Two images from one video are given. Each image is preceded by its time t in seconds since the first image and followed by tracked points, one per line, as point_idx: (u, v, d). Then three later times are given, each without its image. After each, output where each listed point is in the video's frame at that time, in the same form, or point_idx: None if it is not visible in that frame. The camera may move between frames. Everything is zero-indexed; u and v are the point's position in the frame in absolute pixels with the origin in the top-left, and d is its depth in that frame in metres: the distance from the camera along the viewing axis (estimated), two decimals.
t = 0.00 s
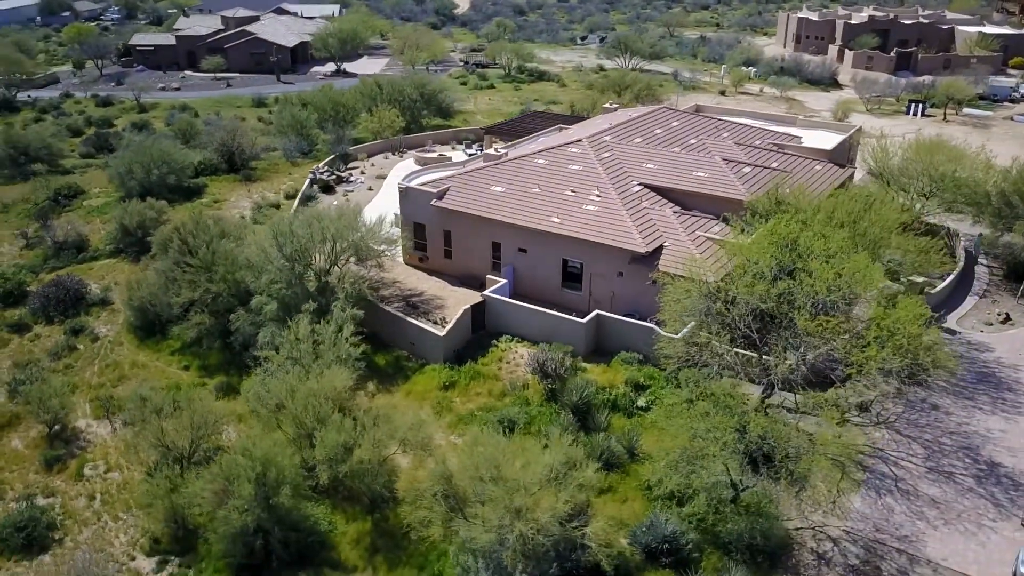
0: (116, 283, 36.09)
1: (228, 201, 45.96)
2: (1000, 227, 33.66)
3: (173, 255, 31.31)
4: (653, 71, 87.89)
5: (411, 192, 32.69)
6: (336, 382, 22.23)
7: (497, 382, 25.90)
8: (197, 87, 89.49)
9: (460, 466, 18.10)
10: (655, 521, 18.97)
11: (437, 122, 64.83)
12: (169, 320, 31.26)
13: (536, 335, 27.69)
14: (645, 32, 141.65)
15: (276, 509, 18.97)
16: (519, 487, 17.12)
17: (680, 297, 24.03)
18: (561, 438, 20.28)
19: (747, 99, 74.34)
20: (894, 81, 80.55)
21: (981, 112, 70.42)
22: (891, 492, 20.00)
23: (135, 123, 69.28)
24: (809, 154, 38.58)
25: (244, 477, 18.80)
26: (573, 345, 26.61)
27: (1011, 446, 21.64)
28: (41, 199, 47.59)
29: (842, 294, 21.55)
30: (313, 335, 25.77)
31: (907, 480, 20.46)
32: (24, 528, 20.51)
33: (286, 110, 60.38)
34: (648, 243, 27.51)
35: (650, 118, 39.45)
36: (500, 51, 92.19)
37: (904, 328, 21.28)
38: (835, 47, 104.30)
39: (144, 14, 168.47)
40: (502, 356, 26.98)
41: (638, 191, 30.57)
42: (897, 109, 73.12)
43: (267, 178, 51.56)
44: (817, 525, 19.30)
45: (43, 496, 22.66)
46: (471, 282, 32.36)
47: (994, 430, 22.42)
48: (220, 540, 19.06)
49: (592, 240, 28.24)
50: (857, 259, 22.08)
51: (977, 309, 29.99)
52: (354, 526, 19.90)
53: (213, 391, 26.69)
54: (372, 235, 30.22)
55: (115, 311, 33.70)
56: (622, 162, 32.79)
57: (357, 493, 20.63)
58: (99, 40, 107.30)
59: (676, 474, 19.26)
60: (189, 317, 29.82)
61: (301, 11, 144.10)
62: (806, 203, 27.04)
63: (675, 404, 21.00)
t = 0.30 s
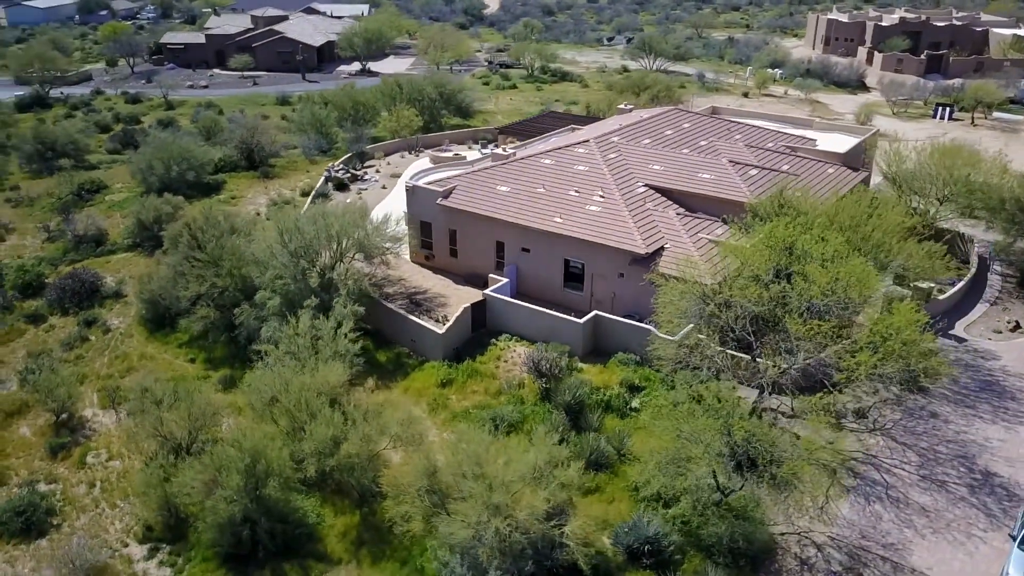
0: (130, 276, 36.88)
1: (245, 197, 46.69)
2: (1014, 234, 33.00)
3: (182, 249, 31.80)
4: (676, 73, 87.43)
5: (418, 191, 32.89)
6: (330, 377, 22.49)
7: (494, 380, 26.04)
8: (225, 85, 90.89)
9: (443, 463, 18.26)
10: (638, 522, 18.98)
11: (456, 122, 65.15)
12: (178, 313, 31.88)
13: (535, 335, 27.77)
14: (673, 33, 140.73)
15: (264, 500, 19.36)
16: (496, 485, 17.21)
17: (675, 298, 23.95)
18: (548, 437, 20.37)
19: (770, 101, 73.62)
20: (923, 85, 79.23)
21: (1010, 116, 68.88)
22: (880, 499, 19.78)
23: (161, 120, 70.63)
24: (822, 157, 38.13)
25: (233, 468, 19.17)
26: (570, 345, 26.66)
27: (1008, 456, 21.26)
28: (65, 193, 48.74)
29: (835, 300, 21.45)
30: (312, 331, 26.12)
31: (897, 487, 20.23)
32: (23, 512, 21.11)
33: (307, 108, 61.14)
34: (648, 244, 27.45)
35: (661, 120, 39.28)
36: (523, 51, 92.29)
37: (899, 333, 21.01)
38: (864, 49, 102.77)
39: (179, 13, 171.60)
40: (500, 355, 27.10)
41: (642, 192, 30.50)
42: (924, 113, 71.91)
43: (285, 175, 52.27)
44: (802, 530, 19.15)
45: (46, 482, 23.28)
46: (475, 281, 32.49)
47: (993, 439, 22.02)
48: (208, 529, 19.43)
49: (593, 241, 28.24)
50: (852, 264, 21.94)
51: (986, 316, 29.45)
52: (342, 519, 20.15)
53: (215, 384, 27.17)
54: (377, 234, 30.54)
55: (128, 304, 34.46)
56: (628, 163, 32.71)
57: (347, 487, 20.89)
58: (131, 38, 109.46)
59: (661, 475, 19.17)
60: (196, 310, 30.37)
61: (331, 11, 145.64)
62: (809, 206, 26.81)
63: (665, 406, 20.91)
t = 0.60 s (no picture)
0: (134, 271, 37.41)
1: (251, 195, 47.19)
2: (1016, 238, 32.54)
3: (182, 245, 32.04)
4: (689, 73, 87.00)
5: (414, 189, 33.01)
6: (315, 373, 22.70)
7: (482, 378, 26.14)
8: (240, 84, 91.82)
9: (417, 459, 18.37)
10: (612, 522, 19.00)
11: (465, 121, 65.32)
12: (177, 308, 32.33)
13: (526, 334, 27.83)
14: (690, 34, 140.06)
15: (243, 493, 19.64)
16: (467, 481, 17.32)
17: (660, 298, 23.94)
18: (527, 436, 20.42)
19: (782, 102, 73.08)
20: (939, 86, 78.28)
21: None
22: (858, 503, 19.68)
23: (176, 118, 71.45)
24: (824, 159, 37.80)
25: (213, 461, 19.48)
26: (559, 344, 26.70)
27: (993, 462, 21.03)
28: (77, 189, 49.53)
29: (819, 302, 21.38)
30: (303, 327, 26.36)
31: (877, 491, 20.11)
32: (12, 501, 21.55)
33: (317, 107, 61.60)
34: (639, 245, 27.41)
35: (662, 120, 39.14)
36: (536, 51, 92.27)
37: (882, 337, 20.89)
38: (882, 51, 101.61)
39: (201, 11, 173.43)
40: (489, 353, 27.20)
41: (636, 193, 30.46)
42: (939, 115, 71.06)
43: (292, 173, 52.70)
44: (778, 532, 19.07)
45: (38, 472, 23.73)
46: (471, 279, 32.59)
47: (979, 444, 21.78)
48: (189, 521, 19.72)
49: (584, 240, 28.24)
50: (837, 266, 21.84)
51: (983, 320, 29.09)
52: (322, 513, 20.35)
53: (208, 378, 27.53)
54: (372, 232, 30.72)
55: (130, 298, 34.97)
56: (624, 163, 32.65)
57: (328, 482, 21.10)
58: (151, 37, 110.85)
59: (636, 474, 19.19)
60: (193, 306, 30.75)
61: (349, 11, 146.50)
62: (801, 208, 26.65)
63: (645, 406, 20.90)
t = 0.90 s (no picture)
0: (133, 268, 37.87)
1: (252, 193, 47.60)
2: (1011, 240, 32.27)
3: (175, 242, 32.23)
4: (697, 74, 86.75)
5: (406, 188, 33.17)
6: (296, 369, 22.92)
7: (465, 377, 26.27)
8: (251, 83, 92.53)
9: (388, 455, 18.49)
10: (582, 520, 19.07)
11: (469, 121, 65.51)
12: (172, 304, 32.71)
13: (511, 333, 27.91)
14: (703, 35, 139.56)
15: (218, 487, 19.89)
16: (435, 478, 17.46)
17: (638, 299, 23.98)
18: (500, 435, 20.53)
19: (789, 104, 72.73)
20: (950, 88, 77.63)
21: None
22: (831, 505, 19.63)
23: (184, 117, 72.14)
24: (820, 160, 37.59)
25: (189, 455, 19.75)
26: (543, 344, 26.77)
27: (971, 466, 20.90)
28: (82, 186, 50.17)
29: (795, 303, 21.62)
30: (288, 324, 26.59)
31: (851, 493, 20.05)
32: None
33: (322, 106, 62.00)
34: (624, 245, 27.43)
35: (658, 120, 39.10)
36: (544, 52, 92.36)
37: (857, 339, 20.99)
38: (894, 52, 100.89)
39: (217, 11, 174.67)
40: (474, 352, 27.30)
41: (625, 193, 30.48)
42: (949, 117, 70.46)
43: (296, 171, 53.06)
44: (748, 533, 19.08)
45: (25, 463, 24.12)
46: (461, 279, 32.72)
47: (957, 448, 21.65)
48: (165, 514, 19.98)
49: (571, 241, 28.30)
50: (816, 268, 21.83)
51: (974, 324, 28.86)
52: (298, 508, 20.56)
53: (197, 373, 27.86)
54: (362, 230, 30.91)
55: (127, 294, 35.40)
56: (615, 163, 32.67)
57: (305, 477, 21.32)
58: (164, 36, 111.87)
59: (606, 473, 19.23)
60: (186, 301, 31.08)
61: (362, 11, 147.14)
62: (787, 208, 26.59)
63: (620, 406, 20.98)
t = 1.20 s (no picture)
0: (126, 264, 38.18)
1: (248, 190, 47.86)
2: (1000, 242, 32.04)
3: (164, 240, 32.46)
4: (701, 74, 86.49)
5: (394, 187, 33.32)
6: (273, 366, 23.10)
7: (445, 375, 26.36)
8: (256, 82, 93.03)
9: (355, 452, 18.61)
10: (548, 518, 19.15)
11: (469, 120, 65.60)
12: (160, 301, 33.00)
13: (492, 332, 27.97)
14: (710, 36, 139.14)
15: (191, 482, 20.09)
16: (400, 476, 17.57)
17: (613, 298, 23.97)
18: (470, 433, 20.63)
19: (791, 105, 72.44)
20: (954, 89, 77.15)
21: None
22: (799, 506, 19.63)
23: (187, 116, 72.62)
24: (811, 162, 37.48)
25: (161, 450, 19.96)
26: (523, 343, 26.83)
27: (943, 468, 20.81)
28: (81, 184, 50.64)
29: (766, 302, 21.80)
30: (270, 321, 26.77)
31: (820, 494, 20.05)
32: None
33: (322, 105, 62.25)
34: (605, 245, 27.47)
35: (649, 120, 39.09)
36: (547, 52, 92.36)
37: (828, 339, 20.98)
38: (900, 53, 100.33)
39: (227, 10, 175.57)
40: (455, 351, 27.37)
41: (610, 193, 30.53)
42: (952, 119, 69.98)
43: (293, 170, 53.27)
44: (714, 533, 19.11)
45: (8, 457, 24.41)
46: (447, 278, 32.82)
47: (931, 450, 21.56)
48: (138, 508, 20.18)
49: (553, 240, 28.36)
50: (789, 268, 21.90)
51: (958, 327, 28.68)
52: (270, 504, 20.72)
53: (181, 370, 28.11)
54: (347, 229, 31.06)
55: (119, 290, 35.71)
56: (601, 164, 32.70)
57: (278, 473, 21.49)
58: (172, 36, 112.62)
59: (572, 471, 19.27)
60: (173, 299, 31.33)
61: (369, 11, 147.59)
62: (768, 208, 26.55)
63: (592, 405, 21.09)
